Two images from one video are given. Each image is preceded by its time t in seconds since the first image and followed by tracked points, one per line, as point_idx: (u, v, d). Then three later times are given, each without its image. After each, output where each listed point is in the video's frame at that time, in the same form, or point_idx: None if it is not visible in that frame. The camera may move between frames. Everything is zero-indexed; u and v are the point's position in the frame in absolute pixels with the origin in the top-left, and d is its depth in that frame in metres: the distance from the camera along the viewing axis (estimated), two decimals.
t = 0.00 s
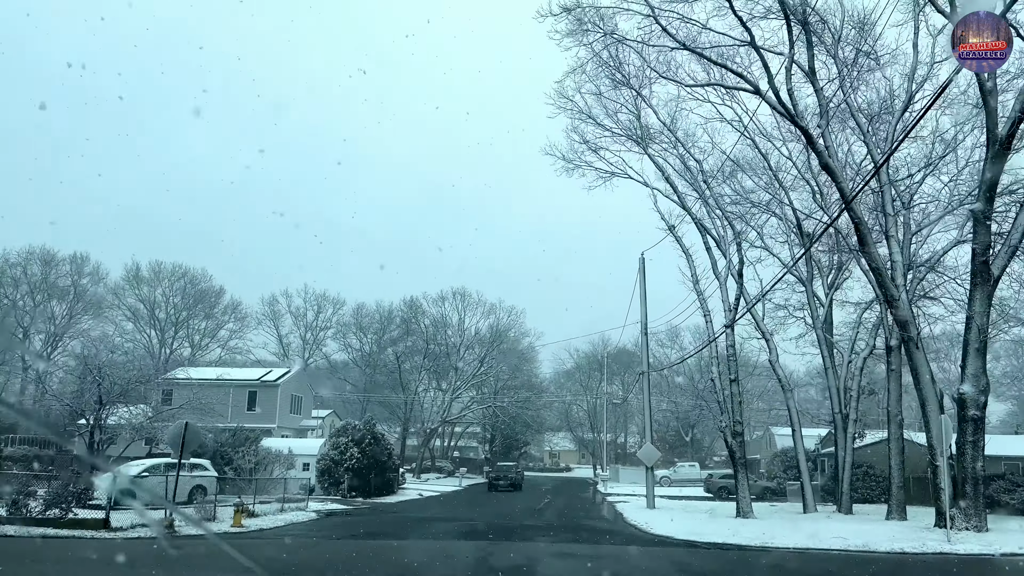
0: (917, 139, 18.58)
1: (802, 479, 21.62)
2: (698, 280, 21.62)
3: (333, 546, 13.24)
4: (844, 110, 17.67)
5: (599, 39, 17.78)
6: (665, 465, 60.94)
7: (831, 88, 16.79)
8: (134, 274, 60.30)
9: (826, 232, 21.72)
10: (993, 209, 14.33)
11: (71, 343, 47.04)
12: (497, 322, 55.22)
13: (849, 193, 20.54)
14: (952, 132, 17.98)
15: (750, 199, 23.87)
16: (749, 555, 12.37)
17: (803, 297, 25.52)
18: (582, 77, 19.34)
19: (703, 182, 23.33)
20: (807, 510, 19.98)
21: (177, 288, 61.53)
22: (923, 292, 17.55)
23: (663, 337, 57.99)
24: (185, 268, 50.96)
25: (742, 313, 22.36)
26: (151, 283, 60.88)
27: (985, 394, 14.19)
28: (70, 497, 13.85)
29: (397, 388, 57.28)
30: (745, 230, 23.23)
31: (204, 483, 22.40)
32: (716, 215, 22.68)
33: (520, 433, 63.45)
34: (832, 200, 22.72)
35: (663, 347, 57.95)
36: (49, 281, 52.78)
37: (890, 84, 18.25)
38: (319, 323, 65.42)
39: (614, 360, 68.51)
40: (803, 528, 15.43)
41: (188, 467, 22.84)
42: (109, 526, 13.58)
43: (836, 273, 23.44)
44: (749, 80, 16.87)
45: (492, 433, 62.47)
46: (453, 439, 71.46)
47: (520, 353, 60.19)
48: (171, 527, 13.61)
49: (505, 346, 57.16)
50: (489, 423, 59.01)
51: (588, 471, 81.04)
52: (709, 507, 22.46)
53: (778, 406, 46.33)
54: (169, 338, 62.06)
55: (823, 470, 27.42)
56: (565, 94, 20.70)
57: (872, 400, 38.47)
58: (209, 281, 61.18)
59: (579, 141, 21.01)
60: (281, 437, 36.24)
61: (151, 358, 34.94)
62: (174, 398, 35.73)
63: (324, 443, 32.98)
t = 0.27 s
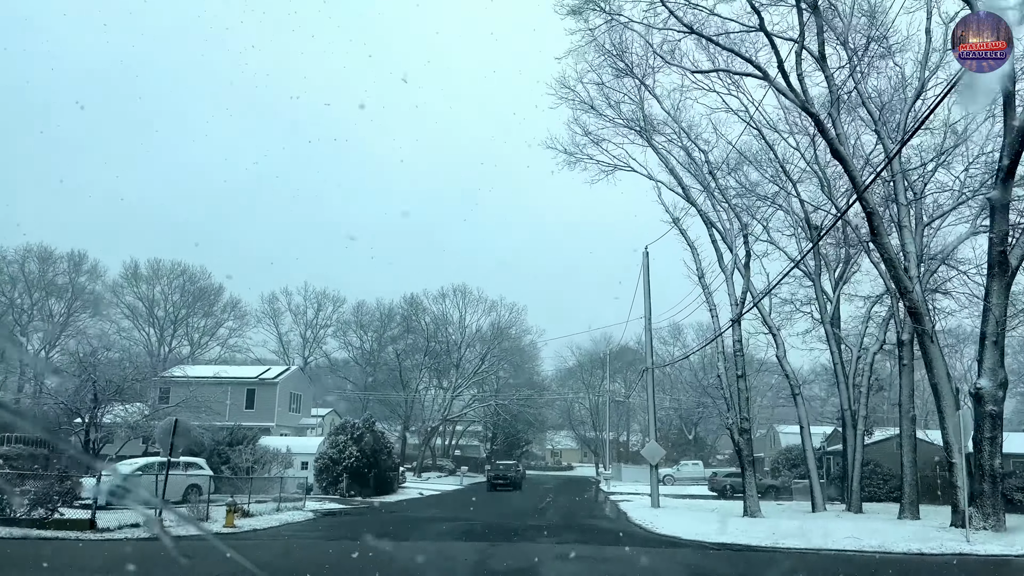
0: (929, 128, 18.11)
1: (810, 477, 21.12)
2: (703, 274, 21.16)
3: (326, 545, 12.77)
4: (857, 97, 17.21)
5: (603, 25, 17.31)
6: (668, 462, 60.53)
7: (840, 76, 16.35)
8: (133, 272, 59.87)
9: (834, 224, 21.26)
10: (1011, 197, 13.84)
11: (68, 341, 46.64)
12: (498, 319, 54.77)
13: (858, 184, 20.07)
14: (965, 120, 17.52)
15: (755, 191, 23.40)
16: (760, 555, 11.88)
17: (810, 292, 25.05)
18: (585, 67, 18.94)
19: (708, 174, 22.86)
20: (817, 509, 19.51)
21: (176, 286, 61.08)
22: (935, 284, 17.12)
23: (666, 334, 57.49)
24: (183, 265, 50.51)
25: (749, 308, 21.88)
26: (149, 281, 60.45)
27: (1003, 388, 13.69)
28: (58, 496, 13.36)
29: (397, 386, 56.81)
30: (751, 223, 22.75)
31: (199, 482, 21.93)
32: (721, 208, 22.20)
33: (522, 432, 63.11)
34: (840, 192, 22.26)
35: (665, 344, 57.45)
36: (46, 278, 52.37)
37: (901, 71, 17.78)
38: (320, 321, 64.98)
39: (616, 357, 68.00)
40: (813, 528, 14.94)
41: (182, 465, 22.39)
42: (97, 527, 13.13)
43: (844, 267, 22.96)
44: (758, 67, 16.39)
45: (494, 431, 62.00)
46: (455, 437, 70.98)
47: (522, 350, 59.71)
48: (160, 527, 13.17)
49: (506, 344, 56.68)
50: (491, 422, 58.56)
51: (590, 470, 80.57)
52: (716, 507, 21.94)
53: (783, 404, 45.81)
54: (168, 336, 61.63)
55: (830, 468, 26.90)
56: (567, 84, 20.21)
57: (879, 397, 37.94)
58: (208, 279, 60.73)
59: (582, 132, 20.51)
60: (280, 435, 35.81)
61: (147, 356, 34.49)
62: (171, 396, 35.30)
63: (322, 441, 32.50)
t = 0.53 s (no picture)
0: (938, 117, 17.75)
1: (816, 473, 20.75)
2: (707, 267, 20.76)
3: (321, 540, 12.35)
4: (866, 85, 16.79)
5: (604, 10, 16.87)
6: (669, 459, 60.17)
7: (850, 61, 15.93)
8: (131, 269, 59.49)
9: (840, 216, 20.89)
10: None
11: (65, 337, 46.28)
12: (498, 316, 54.39)
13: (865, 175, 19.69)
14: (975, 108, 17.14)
15: (759, 183, 23.05)
16: (770, 552, 11.47)
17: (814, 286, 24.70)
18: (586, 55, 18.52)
19: (712, 165, 22.47)
20: (824, 507, 19.12)
21: (174, 283, 60.72)
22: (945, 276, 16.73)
23: (667, 330, 57.16)
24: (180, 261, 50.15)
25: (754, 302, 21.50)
26: (147, 277, 60.06)
27: (1018, 381, 13.29)
28: (44, 493, 12.92)
29: (397, 383, 56.47)
30: (755, 215, 22.38)
31: (195, 479, 21.56)
32: (725, 199, 21.82)
33: (523, 429, 62.77)
34: (846, 184, 21.91)
35: (667, 340, 57.15)
36: (43, 274, 51.99)
37: (911, 58, 17.39)
38: (319, 317, 64.61)
39: (617, 354, 67.61)
40: (823, 524, 14.56)
41: (177, 462, 22.03)
42: (83, 525, 12.70)
43: (850, 260, 22.59)
44: (765, 53, 15.97)
45: (494, 427, 61.65)
46: (456, 434, 70.65)
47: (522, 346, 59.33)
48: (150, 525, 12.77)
49: (507, 340, 56.29)
50: (491, 419, 58.20)
51: (592, 467, 80.22)
52: (720, 503, 21.55)
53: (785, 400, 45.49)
54: (166, 333, 61.26)
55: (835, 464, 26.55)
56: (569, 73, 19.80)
57: (883, 393, 37.61)
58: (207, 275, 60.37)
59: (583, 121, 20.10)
60: (277, 432, 35.44)
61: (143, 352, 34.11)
62: (167, 392, 34.93)
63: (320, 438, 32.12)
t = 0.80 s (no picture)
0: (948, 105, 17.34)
1: (822, 468, 20.37)
2: (711, 257, 20.36)
3: (316, 536, 11.95)
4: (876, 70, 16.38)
5: None
6: (670, 454, 59.81)
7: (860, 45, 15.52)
8: (129, 262, 59.11)
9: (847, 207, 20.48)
10: None
11: (62, 331, 45.92)
12: (499, 309, 54.00)
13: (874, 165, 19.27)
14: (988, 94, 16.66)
15: (764, 174, 22.67)
16: (780, 549, 11.06)
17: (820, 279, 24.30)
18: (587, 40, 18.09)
19: (716, 154, 22.06)
20: (830, 503, 18.75)
21: (173, 276, 60.33)
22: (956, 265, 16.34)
23: (669, 324, 56.82)
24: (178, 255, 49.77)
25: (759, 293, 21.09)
26: (145, 271, 59.65)
27: None
28: (29, 489, 12.54)
29: (397, 377, 56.15)
30: (760, 207, 21.99)
31: (189, 474, 21.22)
32: (730, 190, 21.41)
33: (523, 424, 62.43)
34: (853, 175, 21.54)
35: (668, 335, 56.83)
36: (40, 268, 51.61)
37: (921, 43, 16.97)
38: (318, 311, 64.25)
39: (618, 348, 67.21)
40: (830, 521, 14.19)
41: (171, 457, 21.69)
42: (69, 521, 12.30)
43: (857, 252, 22.19)
44: (773, 37, 15.55)
45: (495, 422, 61.35)
46: (456, 429, 70.36)
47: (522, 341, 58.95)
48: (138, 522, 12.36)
49: (507, 334, 55.89)
50: (492, 413, 57.86)
51: (593, 462, 79.89)
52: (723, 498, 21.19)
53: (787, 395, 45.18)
54: (164, 327, 60.89)
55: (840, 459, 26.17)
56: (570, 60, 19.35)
57: (887, 387, 37.26)
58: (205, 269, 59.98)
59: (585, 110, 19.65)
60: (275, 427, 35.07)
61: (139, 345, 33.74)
62: (164, 386, 34.56)
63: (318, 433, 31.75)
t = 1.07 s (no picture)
0: (956, 93, 17.04)
1: (826, 462, 20.10)
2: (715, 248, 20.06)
3: (310, 529, 11.70)
4: (882, 56, 16.06)
5: None
6: (671, 448, 59.54)
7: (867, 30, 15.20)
8: (128, 255, 58.87)
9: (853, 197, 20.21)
10: None
11: (61, 323, 45.70)
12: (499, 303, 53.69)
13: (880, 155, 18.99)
14: (997, 81, 16.35)
15: (767, 165, 22.40)
16: (784, 544, 10.79)
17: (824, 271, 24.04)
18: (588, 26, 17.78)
19: (720, 144, 21.75)
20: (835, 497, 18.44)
21: (172, 269, 60.07)
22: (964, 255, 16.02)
23: (670, 318, 56.53)
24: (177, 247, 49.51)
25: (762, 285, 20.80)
26: (144, 264, 59.43)
27: None
28: (19, 482, 12.02)
29: (396, 370, 55.88)
30: (764, 198, 21.73)
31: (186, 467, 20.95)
32: (734, 180, 21.13)
33: (523, 417, 62.19)
34: (858, 165, 21.27)
35: (670, 329, 56.55)
36: (38, 261, 51.38)
37: (929, 29, 16.65)
38: (318, 305, 63.98)
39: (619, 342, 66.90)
40: (836, 515, 13.90)
41: (167, 450, 21.42)
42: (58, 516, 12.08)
43: (861, 243, 21.90)
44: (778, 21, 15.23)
45: (495, 416, 61.17)
46: (456, 422, 70.19)
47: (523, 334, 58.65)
48: (129, 515, 12.12)
49: (508, 327, 55.56)
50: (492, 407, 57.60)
51: (594, 456, 79.62)
52: (726, 493, 20.91)
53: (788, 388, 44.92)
54: (164, 320, 60.71)
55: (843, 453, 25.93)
56: (572, 46, 19.04)
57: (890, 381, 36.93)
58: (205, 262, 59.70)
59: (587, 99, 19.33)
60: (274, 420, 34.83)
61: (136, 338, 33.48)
62: (162, 379, 34.32)
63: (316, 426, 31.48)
